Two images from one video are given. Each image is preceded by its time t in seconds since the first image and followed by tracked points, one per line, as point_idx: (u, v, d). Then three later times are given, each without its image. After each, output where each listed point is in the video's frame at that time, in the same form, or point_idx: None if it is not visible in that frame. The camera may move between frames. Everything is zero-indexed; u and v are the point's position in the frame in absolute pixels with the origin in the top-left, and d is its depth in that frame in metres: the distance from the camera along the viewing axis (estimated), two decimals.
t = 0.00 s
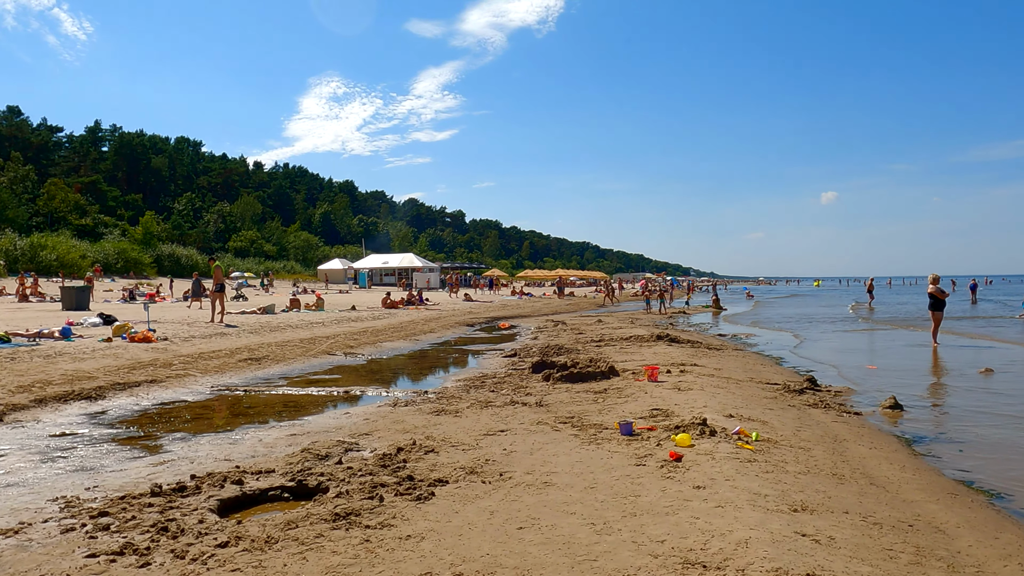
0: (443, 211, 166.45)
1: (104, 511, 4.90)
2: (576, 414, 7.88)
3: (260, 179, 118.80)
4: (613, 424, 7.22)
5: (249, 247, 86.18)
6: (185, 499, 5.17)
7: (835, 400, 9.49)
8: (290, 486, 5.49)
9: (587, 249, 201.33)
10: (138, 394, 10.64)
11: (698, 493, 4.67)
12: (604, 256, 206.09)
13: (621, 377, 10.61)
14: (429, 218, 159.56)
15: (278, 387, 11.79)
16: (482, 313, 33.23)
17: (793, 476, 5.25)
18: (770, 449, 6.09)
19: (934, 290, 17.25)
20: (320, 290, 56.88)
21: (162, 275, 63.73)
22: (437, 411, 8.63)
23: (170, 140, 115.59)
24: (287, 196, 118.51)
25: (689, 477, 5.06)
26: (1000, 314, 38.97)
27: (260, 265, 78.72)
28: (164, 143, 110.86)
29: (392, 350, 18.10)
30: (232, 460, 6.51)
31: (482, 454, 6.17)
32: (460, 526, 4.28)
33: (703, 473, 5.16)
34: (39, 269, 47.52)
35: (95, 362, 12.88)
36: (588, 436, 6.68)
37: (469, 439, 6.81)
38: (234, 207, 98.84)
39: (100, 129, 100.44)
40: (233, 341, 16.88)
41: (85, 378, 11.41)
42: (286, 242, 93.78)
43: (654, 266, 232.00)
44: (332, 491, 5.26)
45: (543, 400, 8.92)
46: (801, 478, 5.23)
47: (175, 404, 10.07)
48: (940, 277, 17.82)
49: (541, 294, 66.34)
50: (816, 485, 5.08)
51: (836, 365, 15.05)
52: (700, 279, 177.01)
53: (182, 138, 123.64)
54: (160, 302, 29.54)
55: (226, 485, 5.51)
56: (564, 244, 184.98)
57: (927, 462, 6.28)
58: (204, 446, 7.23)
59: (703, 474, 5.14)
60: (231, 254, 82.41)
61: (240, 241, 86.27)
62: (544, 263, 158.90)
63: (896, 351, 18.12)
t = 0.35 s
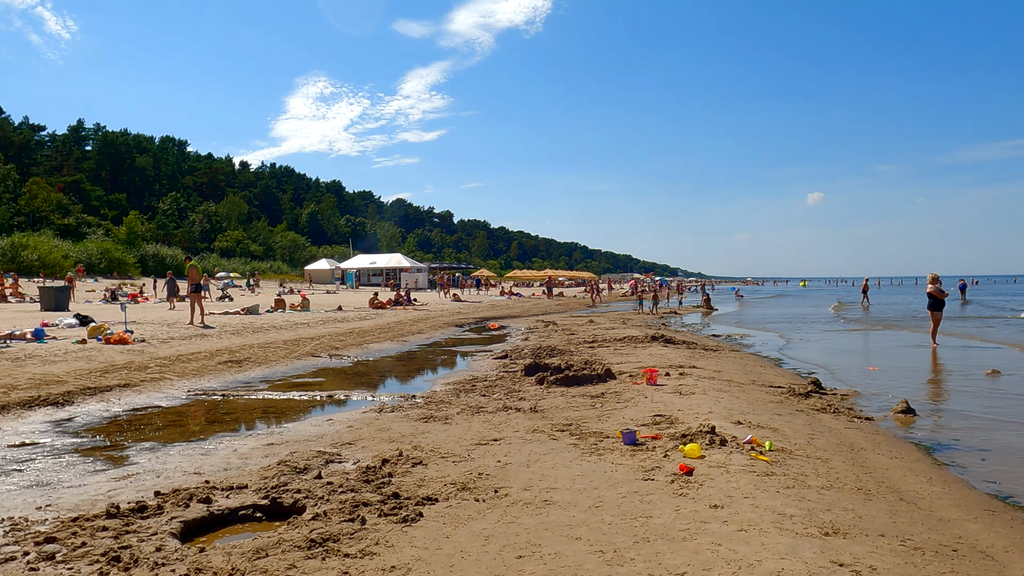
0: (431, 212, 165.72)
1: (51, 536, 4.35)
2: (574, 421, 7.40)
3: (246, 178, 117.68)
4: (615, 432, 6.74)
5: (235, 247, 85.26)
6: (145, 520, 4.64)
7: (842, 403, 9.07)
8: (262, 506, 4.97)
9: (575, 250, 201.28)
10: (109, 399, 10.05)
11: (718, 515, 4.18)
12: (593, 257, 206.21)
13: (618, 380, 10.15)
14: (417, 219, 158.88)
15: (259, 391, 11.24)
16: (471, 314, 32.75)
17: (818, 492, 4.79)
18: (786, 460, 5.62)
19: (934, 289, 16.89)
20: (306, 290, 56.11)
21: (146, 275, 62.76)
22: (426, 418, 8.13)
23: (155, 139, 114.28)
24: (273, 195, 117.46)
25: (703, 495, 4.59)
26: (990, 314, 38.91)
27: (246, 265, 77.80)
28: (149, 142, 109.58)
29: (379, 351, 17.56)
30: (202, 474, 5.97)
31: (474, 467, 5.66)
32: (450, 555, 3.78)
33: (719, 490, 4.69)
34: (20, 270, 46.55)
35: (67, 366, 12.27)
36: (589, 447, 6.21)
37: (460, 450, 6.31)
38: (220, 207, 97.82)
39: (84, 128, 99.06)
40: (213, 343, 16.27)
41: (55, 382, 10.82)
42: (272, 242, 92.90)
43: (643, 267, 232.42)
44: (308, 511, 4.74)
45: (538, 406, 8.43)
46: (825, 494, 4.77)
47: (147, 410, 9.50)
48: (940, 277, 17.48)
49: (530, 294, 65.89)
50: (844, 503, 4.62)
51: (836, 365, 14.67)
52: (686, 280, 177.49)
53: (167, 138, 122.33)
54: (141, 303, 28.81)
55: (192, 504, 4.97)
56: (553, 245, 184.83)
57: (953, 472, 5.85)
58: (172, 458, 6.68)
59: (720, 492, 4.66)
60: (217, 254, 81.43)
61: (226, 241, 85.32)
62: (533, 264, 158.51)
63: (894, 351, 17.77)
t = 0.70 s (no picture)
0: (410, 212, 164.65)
1: None
2: (555, 432, 6.89)
3: (222, 177, 115.96)
4: (600, 443, 6.25)
5: (211, 248, 83.84)
6: (68, 554, 4.06)
7: (835, 408, 8.66)
8: (204, 535, 4.40)
9: (554, 251, 201.14)
10: (59, 408, 9.37)
11: (718, 545, 3.70)
12: (572, 258, 206.22)
13: (601, 385, 9.67)
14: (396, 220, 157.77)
15: (222, 398, 10.60)
16: (450, 315, 32.18)
17: (826, 515, 4.33)
18: (786, 476, 5.16)
19: (918, 290, 16.62)
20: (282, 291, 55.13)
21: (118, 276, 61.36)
22: (397, 428, 7.59)
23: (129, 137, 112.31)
24: (250, 195, 115.88)
25: (699, 519, 4.10)
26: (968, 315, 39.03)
27: (222, 265, 76.48)
28: (123, 141, 107.58)
29: (353, 354, 16.95)
30: (145, 496, 5.38)
31: (446, 486, 5.13)
32: None
33: (719, 514, 4.20)
34: None
35: (19, 371, 11.57)
36: (572, 461, 5.71)
37: (431, 465, 5.79)
38: (195, 207, 96.26)
39: (55, 126, 96.97)
40: (179, 347, 15.56)
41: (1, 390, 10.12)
42: (248, 242, 91.60)
43: (622, 267, 232.92)
44: (255, 542, 4.18)
45: (517, 414, 7.92)
46: (834, 517, 4.31)
47: (98, 420, 8.84)
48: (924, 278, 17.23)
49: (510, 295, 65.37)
50: (856, 528, 4.16)
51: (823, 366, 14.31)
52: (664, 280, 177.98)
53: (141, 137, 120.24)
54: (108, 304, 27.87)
55: (126, 534, 4.40)
56: (532, 246, 184.55)
57: (964, 488, 5.43)
58: (115, 476, 6.07)
59: (719, 516, 4.18)
60: (192, 254, 79.98)
61: (201, 241, 83.86)
62: (512, 265, 158.07)
63: (880, 352, 17.49)
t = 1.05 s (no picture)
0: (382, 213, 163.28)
1: None
2: (530, 445, 6.40)
3: (190, 176, 113.68)
4: (578, 458, 5.76)
5: (178, 248, 82.06)
6: None
7: (820, 415, 8.28)
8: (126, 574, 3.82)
9: (527, 252, 200.26)
10: None
11: None
12: (544, 258, 206.36)
13: (577, 392, 9.19)
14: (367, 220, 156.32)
15: (174, 407, 9.92)
16: (421, 316, 31.56)
17: (832, 542, 3.88)
18: (781, 496, 4.71)
19: (896, 290, 16.40)
20: (250, 292, 53.92)
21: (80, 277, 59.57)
22: (359, 441, 7.02)
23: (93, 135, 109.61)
24: (219, 195, 113.80)
25: (692, 552, 3.63)
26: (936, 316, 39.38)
27: (189, 266, 74.81)
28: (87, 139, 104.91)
29: (318, 358, 16.29)
30: (69, 525, 4.78)
31: (408, 511, 4.60)
32: None
33: (715, 544, 3.74)
34: None
35: None
36: (548, 480, 5.21)
37: (394, 486, 5.26)
38: (161, 207, 94.16)
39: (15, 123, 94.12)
40: (133, 351, 14.79)
41: None
42: (216, 241, 89.87)
43: (594, 268, 233.57)
44: None
45: (489, 425, 7.40)
46: (841, 545, 3.87)
47: (33, 434, 8.13)
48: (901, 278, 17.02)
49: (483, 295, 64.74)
50: (866, 558, 3.72)
51: (802, 369, 13.99)
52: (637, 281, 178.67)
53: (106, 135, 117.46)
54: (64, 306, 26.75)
55: None
56: (505, 246, 184.11)
57: (970, 505, 5.04)
58: (40, 499, 5.45)
59: (714, 546, 3.71)
60: (158, 254, 78.17)
61: (167, 241, 82.02)
62: (484, 265, 157.44)
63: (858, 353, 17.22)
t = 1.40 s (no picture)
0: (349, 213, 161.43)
1: None
2: (497, 462, 5.90)
3: (150, 175, 110.89)
4: (549, 477, 5.26)
5: (138, 249, 79.87)
6: None
7: (801, 423, 7.91)
8: None
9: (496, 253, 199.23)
10: None
11: None
12: (513, 259, 206.01)
13: (547, 401, 8.71)
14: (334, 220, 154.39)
15: (114, 419, 9.21)
16: (387, 319, 30.85)
17: None
18: (773, 521, 4.27)
19: (867, 291, 16.24)
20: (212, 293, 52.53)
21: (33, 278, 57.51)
22: (312, 458, 6.45)
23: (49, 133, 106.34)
24: (180, 194, 111.20)
25: None
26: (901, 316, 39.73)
27: (149, 267, 72.81)
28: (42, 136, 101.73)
29: (277, 363, 15.58)
30: None
31: (357, 546, 4.06)
32: None
33: None
34: None
35: None
36: (516, 504, 4.70)
37: (345, 514, 4.71)
38: (120, 207, 91.66)
39: None
40: (78, 358, 13.95)
41: None
42: (178, 242, 87.74)
43: (563, 269, 233.81)
44: None
45: (453, 439, 6.87)
46: None
47: None
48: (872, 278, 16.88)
49: (451, 297, 63.99)
50: None
51: (777, 372, 13.68)
52: (605, 281, 179.05)
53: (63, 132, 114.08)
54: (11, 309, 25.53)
55: None
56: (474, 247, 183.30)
57: (972, 526, 4.66)
58: None
59: None
60: (117, 256, 75.94)
61: (127, 242, 79.77)
62: (453, 266, 156.46)
63: (829, 355, 17.03)
